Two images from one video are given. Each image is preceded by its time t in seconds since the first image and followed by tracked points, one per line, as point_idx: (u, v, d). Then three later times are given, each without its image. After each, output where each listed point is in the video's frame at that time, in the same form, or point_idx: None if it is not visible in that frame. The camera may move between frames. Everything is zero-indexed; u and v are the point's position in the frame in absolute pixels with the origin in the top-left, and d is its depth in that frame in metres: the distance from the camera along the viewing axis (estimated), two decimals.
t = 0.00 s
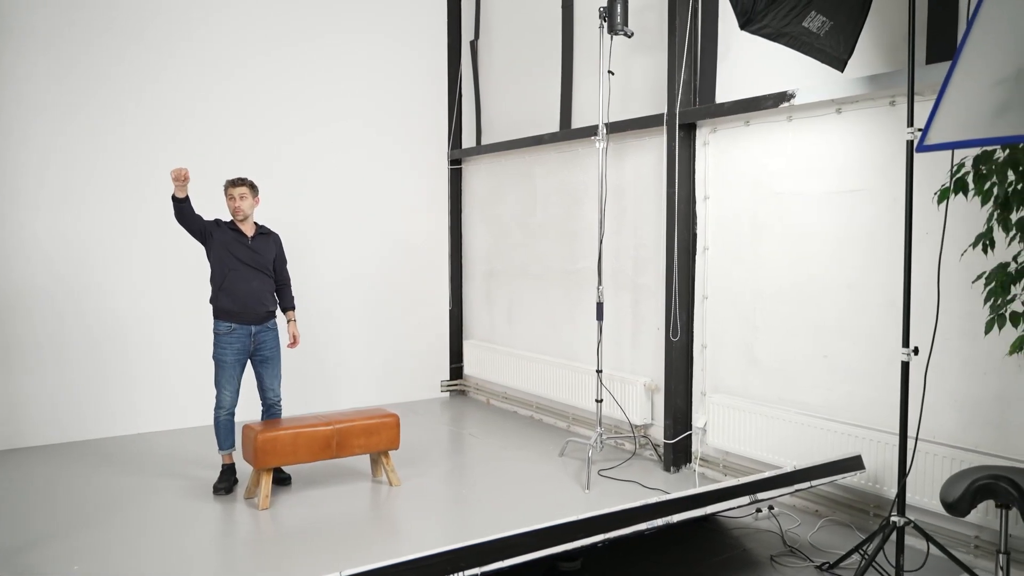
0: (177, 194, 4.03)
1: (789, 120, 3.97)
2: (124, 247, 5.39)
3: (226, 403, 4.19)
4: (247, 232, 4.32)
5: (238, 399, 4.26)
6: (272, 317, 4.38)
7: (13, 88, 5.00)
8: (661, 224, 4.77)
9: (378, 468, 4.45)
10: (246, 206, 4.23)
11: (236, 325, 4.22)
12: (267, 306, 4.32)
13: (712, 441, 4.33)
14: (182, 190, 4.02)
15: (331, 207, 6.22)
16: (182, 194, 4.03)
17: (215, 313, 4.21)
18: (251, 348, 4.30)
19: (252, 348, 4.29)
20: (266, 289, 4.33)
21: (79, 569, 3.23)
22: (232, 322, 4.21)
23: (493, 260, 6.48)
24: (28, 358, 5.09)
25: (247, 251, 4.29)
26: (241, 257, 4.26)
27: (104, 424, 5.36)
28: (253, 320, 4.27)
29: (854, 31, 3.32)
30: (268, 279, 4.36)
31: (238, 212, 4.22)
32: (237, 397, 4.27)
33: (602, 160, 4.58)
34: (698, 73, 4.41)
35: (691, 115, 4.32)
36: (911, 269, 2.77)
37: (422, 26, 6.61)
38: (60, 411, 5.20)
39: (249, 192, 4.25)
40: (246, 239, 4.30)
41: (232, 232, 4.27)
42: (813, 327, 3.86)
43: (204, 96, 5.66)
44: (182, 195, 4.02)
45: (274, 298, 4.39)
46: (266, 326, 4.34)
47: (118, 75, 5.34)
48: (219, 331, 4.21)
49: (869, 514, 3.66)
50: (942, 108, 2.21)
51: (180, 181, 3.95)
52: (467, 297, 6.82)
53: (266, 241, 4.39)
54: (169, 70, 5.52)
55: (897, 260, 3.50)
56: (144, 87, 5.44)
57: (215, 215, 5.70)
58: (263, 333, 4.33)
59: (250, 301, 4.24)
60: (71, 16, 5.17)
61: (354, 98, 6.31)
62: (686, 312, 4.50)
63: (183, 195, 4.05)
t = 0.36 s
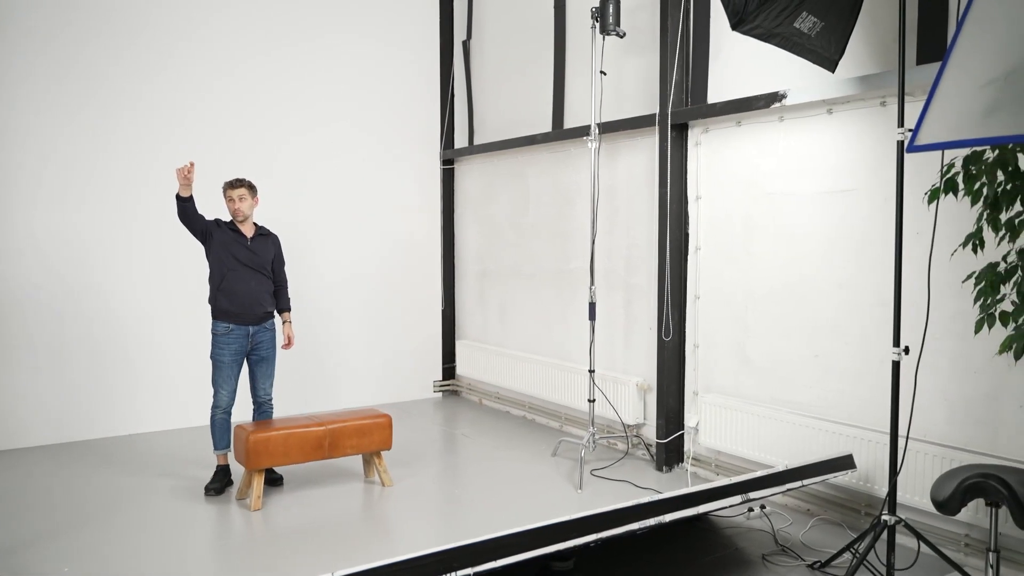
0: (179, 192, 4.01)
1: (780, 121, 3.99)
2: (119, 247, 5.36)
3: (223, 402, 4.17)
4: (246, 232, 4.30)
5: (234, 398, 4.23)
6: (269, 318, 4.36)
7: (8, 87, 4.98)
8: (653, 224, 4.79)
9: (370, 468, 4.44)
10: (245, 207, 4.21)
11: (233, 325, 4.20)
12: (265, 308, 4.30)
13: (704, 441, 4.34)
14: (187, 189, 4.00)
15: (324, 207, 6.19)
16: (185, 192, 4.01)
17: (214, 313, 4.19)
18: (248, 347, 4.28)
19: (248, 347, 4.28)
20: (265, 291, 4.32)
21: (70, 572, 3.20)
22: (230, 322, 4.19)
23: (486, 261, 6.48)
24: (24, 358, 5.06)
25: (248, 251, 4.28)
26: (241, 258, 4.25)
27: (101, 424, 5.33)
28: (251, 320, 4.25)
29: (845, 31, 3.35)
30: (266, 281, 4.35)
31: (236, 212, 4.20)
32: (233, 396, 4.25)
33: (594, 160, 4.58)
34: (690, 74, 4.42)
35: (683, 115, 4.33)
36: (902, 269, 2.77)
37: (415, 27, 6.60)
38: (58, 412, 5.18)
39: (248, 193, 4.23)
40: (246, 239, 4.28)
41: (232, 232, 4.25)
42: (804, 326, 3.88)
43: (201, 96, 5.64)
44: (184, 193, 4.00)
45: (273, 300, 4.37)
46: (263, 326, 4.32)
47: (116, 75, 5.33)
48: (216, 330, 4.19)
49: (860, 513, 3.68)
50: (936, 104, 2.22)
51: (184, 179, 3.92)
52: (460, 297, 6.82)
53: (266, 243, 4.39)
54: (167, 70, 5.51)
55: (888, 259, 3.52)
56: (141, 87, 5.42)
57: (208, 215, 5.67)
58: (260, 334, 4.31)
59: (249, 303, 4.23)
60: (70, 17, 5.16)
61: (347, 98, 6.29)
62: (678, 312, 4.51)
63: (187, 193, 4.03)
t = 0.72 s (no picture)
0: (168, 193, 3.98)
1: (771, 121, 4.00)
2: (105, 247, 5.29)
3: (214, 402, 4.14)
4: (240, 233, 4.28)
5: (225, 398, 4.21)
6: (261, 318, 4.33)
7: None
8: (644, 224, 4.79)
9: (361, 468, 4.43)
10: (240, 208, 4.20)
11: (224, 325, 4.18)
12: (256, 308, 4.27)
13: (695, 440, 4.35)
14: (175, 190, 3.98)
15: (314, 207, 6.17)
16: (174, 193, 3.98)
17: (204, 312, 4.17)
18: (239, 347, 4.26)
19: (239, 347, 4.26)
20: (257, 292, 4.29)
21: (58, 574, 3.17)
22: (221, 321, 4.17)
23: (476, 260, 6.47)
24: (16, 359, 5.01)
25: (240, 252, 4.25)
26: (233, 258, 4.23)
27: (98, 426, 5.30)
28: (242, 321, 4.22)
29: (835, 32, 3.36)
30: (258, 282, 4.32)
31: (231, 213, 4.18)
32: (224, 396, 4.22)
33: (586, 160, 4.58)
34: (680, 74, 4.44)
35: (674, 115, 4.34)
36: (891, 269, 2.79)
37: (406, 27, 6.59)
38: (49, 413, 5.12)
39: (242, 194, 4.22)
40: (238, 240, 4.26)
41: (225, 232, 4.23)
42: (794, 326, 3.89)
43: (196, 97, 5.62)
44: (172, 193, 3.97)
45: (265, 301, 4.34)
46: (254, 326, 4.30)
47: (114, 75, 5.30)
48: (207, 329, 4.17)
49: (850, 512, 3.69)
50: (928, 99, 2.21)
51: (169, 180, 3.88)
52: (451, 297, 6.81)
53: (259, 243, 4.35)
54: (160, 70, 5.48)
55: (877, 259, 3.54)
56: (137, 88, 5.39)
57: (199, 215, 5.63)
58: (251, 334, 4.28)
59: (241, 303, 4.20)
60: (68, 17, 5.13)
61: (337, 98, 6.27)
62: (669, 312, 4.52)
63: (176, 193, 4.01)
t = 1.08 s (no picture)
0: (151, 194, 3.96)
1: (760, 122, 4.02)
2: (93, 247, 5.25)
3: (202, 403, 4.12)
4: (229, 233, 4.26)
5: (214, 399, 4.19)
6: (250, 318, 4.31)
7: None
8: (634, 224, 4.81)
9: (352, 469, 4.41)
10: (234, 207, 4.18)
11: (213, 325, 4.16)
12: (246, 308, 4.25)
13: (685, 440, 4.36)
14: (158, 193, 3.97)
15: (305, 207, 6.16)
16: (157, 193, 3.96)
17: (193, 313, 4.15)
18: (228, 348, 4.24)
19: (228, 348, 4.24)
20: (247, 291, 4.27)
21: None
22: (209, 322, 4.15)
23: (467, 260, 6.47)
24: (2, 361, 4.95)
25: (229, 252, 4.23)
26: (221, 258, 4.20)
27: (94, 427, 5.28)
28: (231, 321, 4.20)
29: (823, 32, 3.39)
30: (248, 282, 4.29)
31: (223, 210, 4.16)
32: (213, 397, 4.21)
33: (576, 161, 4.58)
34: (670, 74, 4.45)
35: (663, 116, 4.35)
36: (879, 268, 2.80)
37: (396, 27, 6.58)
38: (35, 415, 5.07)
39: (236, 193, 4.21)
40: (226, 239, 4.24)
41: (213, 232, 4.21)
42: (784, 326, 3.91)
43: (190, 96, 5.61)
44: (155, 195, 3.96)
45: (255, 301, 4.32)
46: (243, 327, 4.28)
47: (100, 74, 5.25)
48: (196, 330, 4.14)
49: (838, 510, 3.71)
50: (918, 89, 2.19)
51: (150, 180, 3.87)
52: (441, 297, 6.80)
53: (248, 243, 4.33)
54: (148, 69, 5.43)
55: (865, 259, 3.56)
56: (131, 88, 5.37)
57: (188, 215, 5.60)
58: (240, 334, 4.27)
59: (230, 303, 4.18)
60: (62, 16, 5.10)
61: (327, 97, 6.25)
62: (658, 312, 4.53)
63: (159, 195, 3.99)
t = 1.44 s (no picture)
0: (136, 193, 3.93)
1: (748, 122, 4.03)
2: (81, 247, 5.18)
3: (190, 405, 4.10)
4: (216, 233, 4.24)
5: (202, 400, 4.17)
6: (238, 319, 4.30)
7: None
8: (623, 224, 4.81)
9: (341, 469, 4.40)
10: (227, 209, 4.17)
11: (201, 325, 4.14)
12: (234, 308, 4.23)
13: (675, 439, 4.37)
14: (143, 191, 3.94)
15: (307, 207, 6.18)
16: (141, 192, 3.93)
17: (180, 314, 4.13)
18: (216, 348, 4.22)
19: (217, 348, 4.22)
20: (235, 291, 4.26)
21: None
22: (197, 323, 4.13)
23: (457, 260, 6.46)
24: None
25: (216, 252, 4.21)
26: (208, 258, 4.18)
27: (82, 430, 5.21)
28: (219, 321, 4.18)
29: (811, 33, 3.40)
30: (236, 281, 4.28)
31: (216, 210, 4.14)
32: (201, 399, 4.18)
33: (566, 161, 4.58)
34: (659, 75, 4.46)
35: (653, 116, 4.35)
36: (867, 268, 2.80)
37: (386, 26, 6.55)
38: (23, 418, 4.99)
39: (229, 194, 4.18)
40: (214, 240, 4.22)
41: (200, 232, 4.19)
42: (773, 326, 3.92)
43: (190, 96, 5.59)
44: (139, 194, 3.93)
45: (243, 301, 4.31)
46: (232, 327, 4.26)
47: (96, 73, 5.20)
48: (184, 331, 4.12)
49: (827, 509, 3.74)
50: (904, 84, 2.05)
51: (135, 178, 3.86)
52: (431, 297, 6.78)
53: (235, 243, 4.32)
54: (136, 67, 5.37)
55: (855, 259, 3.58)
56: (131, 88, 5.34)
57: (176, 214, 5.55)
58: (228, 335, 4.25)
59: (218, 303, 4.16)
60: (61, 16, 5.06)
61: (317, 97, 6.22)
62: (648, 312, 4.54)
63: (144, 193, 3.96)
